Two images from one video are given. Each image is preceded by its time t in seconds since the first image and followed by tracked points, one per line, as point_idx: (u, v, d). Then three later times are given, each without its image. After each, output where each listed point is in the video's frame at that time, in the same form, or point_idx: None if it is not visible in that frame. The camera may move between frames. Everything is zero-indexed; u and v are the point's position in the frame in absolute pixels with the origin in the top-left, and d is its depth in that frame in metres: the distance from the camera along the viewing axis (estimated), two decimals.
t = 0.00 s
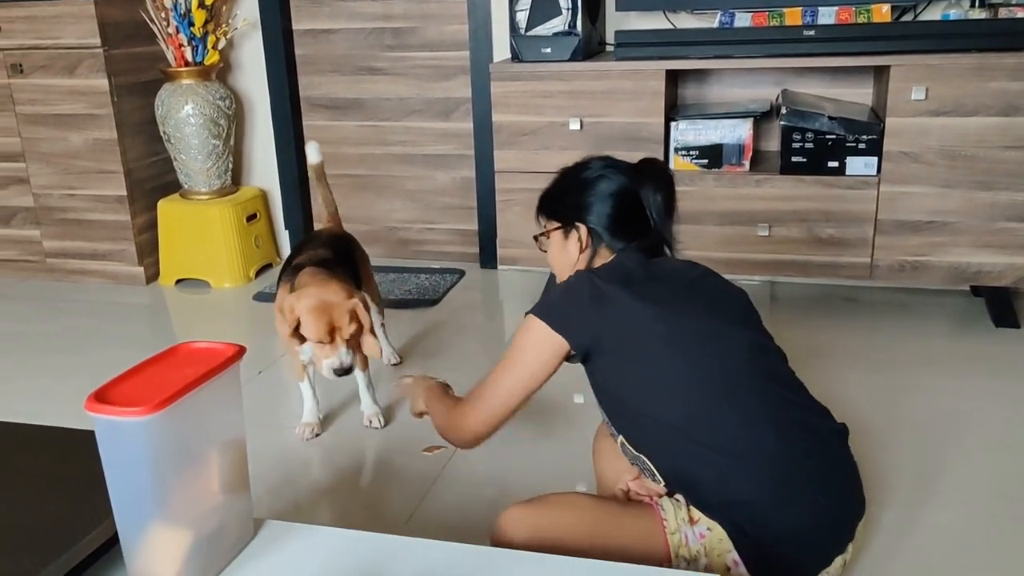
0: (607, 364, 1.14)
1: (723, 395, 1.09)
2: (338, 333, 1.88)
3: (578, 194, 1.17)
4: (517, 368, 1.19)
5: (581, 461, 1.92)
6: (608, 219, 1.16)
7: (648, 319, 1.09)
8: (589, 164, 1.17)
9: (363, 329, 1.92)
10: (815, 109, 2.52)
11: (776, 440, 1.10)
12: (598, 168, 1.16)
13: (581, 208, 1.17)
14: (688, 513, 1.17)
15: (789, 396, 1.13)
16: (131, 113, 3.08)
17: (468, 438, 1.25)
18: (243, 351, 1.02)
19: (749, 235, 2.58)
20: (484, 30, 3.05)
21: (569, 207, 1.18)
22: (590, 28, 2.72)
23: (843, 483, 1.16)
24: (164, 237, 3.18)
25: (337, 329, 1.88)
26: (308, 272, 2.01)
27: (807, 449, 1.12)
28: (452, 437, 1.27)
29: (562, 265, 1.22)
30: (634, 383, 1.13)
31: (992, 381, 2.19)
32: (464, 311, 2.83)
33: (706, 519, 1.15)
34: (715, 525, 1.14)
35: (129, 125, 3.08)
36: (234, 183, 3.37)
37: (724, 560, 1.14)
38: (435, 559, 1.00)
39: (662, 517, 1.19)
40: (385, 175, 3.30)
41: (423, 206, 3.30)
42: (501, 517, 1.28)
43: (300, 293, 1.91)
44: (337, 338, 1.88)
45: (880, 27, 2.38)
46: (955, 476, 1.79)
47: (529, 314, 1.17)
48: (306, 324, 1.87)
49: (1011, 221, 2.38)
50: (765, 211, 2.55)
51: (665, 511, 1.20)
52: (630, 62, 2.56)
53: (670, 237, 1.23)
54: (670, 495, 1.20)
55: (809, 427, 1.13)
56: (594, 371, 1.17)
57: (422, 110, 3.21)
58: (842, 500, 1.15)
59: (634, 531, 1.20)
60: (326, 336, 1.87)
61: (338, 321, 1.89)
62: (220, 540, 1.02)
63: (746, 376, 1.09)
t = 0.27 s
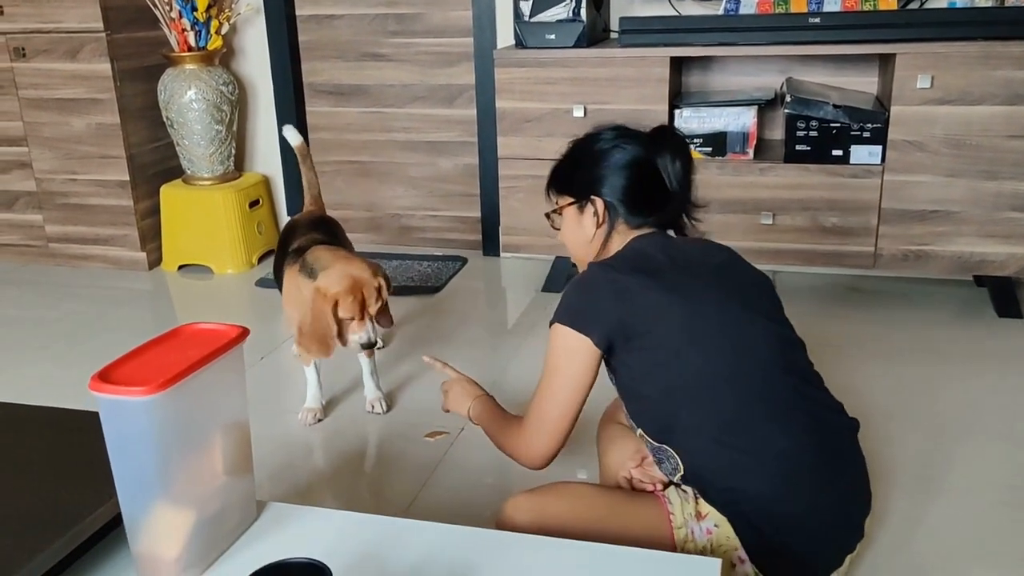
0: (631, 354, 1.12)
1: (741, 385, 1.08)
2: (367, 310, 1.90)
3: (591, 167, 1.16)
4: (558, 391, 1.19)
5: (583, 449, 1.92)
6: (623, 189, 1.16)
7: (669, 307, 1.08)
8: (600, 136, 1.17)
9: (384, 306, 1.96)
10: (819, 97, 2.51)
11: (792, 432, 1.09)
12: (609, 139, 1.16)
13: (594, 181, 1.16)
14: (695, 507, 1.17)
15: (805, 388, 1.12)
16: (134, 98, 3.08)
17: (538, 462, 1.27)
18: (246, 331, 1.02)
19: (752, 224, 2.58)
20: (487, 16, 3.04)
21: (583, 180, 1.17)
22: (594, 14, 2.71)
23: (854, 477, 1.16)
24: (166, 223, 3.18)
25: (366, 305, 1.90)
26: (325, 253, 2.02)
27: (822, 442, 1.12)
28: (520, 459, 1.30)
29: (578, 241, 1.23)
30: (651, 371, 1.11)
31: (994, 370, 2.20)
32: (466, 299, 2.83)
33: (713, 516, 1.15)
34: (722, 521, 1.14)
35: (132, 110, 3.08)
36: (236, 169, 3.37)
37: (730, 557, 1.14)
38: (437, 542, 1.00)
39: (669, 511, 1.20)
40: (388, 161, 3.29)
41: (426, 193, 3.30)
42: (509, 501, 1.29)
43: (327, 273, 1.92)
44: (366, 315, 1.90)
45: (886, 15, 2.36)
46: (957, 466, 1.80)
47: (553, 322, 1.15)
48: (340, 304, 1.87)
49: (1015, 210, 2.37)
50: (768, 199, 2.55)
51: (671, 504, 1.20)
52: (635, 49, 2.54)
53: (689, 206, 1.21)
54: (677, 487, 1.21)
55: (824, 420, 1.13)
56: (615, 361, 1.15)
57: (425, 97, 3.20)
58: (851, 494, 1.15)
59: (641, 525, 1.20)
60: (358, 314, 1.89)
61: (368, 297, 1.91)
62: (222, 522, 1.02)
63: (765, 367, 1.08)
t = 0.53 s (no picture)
0: (640, 355, 1.12)
1: (750, 387, 1.08)
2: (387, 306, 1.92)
3: (592, 166, 1.16)
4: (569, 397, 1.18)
5: (587, 448, 1.92)
6: (626, 186, 1.15)
7: (678, 308, 1.08)
8: (601, 134, 1.16)
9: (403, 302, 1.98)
10: (824, 97, 2.51)
11: (800, 435, 1.09)
12: (610, 137, 1.16)
13: (597, 179, 1.16)
14: (699, 510, 1.17)
15: (814, 391, 1.12)
16: (138, 95, 3.08)
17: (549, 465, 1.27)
18: (253, 332, 1.02)
19: (756, 224, 2.58)
20: (492, 15, 3.04)
21: (585, 179, 1.17)
22: (599, 13, 2.70)
23: (859, 483, 1.16)
24: (170, 220, 3.18)
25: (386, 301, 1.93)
26: (339, 250, 2.01)
27: (829, 447, 1.12)
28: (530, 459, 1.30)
29: (583, 241, 1.22)
30: (658, 371, 1.12)
31: (998, 372, 2.20)
32: (469, 297, 2.83)
33: (718, 519, 1.15)
34: (726, 524, 1.14)
35: (136, 106, 3.08)
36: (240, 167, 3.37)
37: (734, 560, 1.15)
38: (444, 541, 1.01)
39: (673, 512, 1.19)
40: (392, 159, 3.29)
41: (429, 191, 3.30)
42: (513, 501, 1.28)
43: (348, 270, 1.92)
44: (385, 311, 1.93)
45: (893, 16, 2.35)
46: (961, 467, 1.80)
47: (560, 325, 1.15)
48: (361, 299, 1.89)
49: (1019, 212, 2.37)
50: (773, 199, 2.55)
51: (675, 506, 1.20)
52: (640, 48, 2.54)
53: (691, 203, 1.21)
54: (682, 488, 1.20)
55: (831, 424, 1.13)
56: (624, 361, 1.15)
57: (429, 95, 3.20)
58: (857, 501, 1.15)
59: (646, 527, 1.20)
60: (379, 310, 1.91)
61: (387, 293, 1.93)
62: (228, 521, 1.03)
63: (774, 369, 1.08)
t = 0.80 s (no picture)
0: (647, 353, 1.12)
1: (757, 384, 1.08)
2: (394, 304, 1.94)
3: (592, 165, 1.17)
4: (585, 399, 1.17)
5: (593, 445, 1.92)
6: (626, 184, 1.15)
7: (684, 306, 1.08)
8: (600, 134, 1.17)
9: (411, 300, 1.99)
10: (831, 94, 2.50)
11: (807, 432, 1.09)
12: (609, 136, 1.16)
13: (598, 179, 1.16)
14: (706, 506, 1.16)
15: (821, 388, 1.11)
16: (144, 92, 3.08)
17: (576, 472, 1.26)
18: (260, 326, 1.02)
19: (762, 221, 2.57)
20: (498, 11, 3.04)
21: (585, 180, 1.18)
22: (605, 10, 2.70)
23: (868, 479, 1.16)
24: (176, 217, 3.18)
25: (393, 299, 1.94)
26: (350, 245, 2.02)
27: (836, 443, 1.11)
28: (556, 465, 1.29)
29: (585, 243, 1.22)
30: (666, 369, 1.12)
31: (1006, 368, 2.19)
32: (475, 294, 2.83)
33: (725, 515, 1.14)
34: (733, 521, 1.13)
35: (142, 104, 3.08)
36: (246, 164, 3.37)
37: (742, 557, 1.14)
38: (451, 537, 1.01)
39: (680, 508, 1.18)
40: (397, 156, 3.29)
41: (435, 188, 3.30)
42: (519, 498, 1.27)
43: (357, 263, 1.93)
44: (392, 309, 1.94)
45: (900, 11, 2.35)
46: (969, 464, 1.79)
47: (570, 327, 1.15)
48: (368, 295, 1.90)
49: None
50: (779, 196, 2.54)
51: (682, 502, 1.19)
52: (647, 45, 2.54)
53: (694, 199, 1.20)
54: (688, 484, 1.19)
55: (839, 420, 1.13)
56: (631, 359, 1.15)
57: (435, 92, 3.20)
58: (865, 497, 1.15)
59: (653, 524, 1.20)
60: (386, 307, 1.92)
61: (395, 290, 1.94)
62: (235, 515, 1.03)
63: (780, 366, 1.08)
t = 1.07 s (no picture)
0: (643, 354, 1.14)
1: (753, 384, 1.08)
2: (389, 303, 1.92)
3: (581, 171, 1.17)
4: (579, 401, 1.20)
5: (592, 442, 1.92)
6: (614, 189, 1.16)
7: (679, 307, 1.09)
8: (588, 139, 1.17)
9: (407, 300, 1.98)
10: (831, 92, 2.50)
11: (805, 431, 1.09)
12: (597, 142, 1.16)
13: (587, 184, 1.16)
14: (704, 504, 1.16)
15: (819, 387, 1.12)
16: (144, 89, 3.08)
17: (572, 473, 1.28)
18: (258, 325, 1.02)
19: (762, 219, 2.57)
20: (498, 9, 3.03)
21: (575, 185, 1.18)
22: (605, 7, 2.69)
23: (867, 477, 1.16)
24: (175, 215, 3.18)
25: (389, 297, 1.93)
26: (349, 245, 2.02)
27: (834, 441, 1.12)
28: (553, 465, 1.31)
29: (576, 247, 1.23)
30: (662, 371, 1.12)
31: (1005, 367, 2.19)
32: (474, 292, 2.83)
33: (723, 512, 1.14)
34: (731, 518, 1.13)
35: (142, 102, 3.08)
36: (246, 162, 3.38)
37: (740, 555, 1.13)
38: (449, 536, 1.01)
39: (678, 506, 1.18)
40: (397, 154, 3.29)
41: (434, 186, 3.30)
42: (518, 497, 1.27)
43: (354, 263, 1.93)
44: (387, 308, 1.93)
45: (900, 9, 2.35)
46: (968, 462, 1.79)
47: (565, 331, 1.17)
48: (364, 293, 1.89)
49: None
50: (779, 194, 2.54)
51: (680, 500, 1.18)
52: (646, 43, 2.53)
53: (683, 200, 1.21)
54: (685, 482, 1.19)
55: (837, 419, 1.13)
56: (628, 361, 1.16)
57: (435, 89, 3.20)
58: (865, 496, 1.15)
59: (653, 522, 1.19)
60: (381, 305, 1.91)
61: (391, 288, 1.93)
62: (234, 514, 1.03)
63: (777, 365, 1.09)
